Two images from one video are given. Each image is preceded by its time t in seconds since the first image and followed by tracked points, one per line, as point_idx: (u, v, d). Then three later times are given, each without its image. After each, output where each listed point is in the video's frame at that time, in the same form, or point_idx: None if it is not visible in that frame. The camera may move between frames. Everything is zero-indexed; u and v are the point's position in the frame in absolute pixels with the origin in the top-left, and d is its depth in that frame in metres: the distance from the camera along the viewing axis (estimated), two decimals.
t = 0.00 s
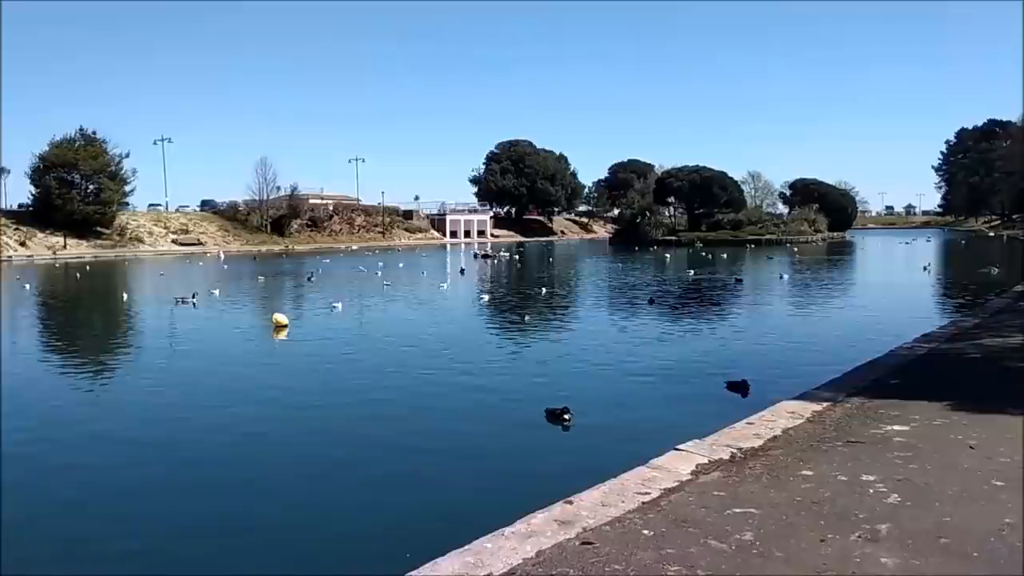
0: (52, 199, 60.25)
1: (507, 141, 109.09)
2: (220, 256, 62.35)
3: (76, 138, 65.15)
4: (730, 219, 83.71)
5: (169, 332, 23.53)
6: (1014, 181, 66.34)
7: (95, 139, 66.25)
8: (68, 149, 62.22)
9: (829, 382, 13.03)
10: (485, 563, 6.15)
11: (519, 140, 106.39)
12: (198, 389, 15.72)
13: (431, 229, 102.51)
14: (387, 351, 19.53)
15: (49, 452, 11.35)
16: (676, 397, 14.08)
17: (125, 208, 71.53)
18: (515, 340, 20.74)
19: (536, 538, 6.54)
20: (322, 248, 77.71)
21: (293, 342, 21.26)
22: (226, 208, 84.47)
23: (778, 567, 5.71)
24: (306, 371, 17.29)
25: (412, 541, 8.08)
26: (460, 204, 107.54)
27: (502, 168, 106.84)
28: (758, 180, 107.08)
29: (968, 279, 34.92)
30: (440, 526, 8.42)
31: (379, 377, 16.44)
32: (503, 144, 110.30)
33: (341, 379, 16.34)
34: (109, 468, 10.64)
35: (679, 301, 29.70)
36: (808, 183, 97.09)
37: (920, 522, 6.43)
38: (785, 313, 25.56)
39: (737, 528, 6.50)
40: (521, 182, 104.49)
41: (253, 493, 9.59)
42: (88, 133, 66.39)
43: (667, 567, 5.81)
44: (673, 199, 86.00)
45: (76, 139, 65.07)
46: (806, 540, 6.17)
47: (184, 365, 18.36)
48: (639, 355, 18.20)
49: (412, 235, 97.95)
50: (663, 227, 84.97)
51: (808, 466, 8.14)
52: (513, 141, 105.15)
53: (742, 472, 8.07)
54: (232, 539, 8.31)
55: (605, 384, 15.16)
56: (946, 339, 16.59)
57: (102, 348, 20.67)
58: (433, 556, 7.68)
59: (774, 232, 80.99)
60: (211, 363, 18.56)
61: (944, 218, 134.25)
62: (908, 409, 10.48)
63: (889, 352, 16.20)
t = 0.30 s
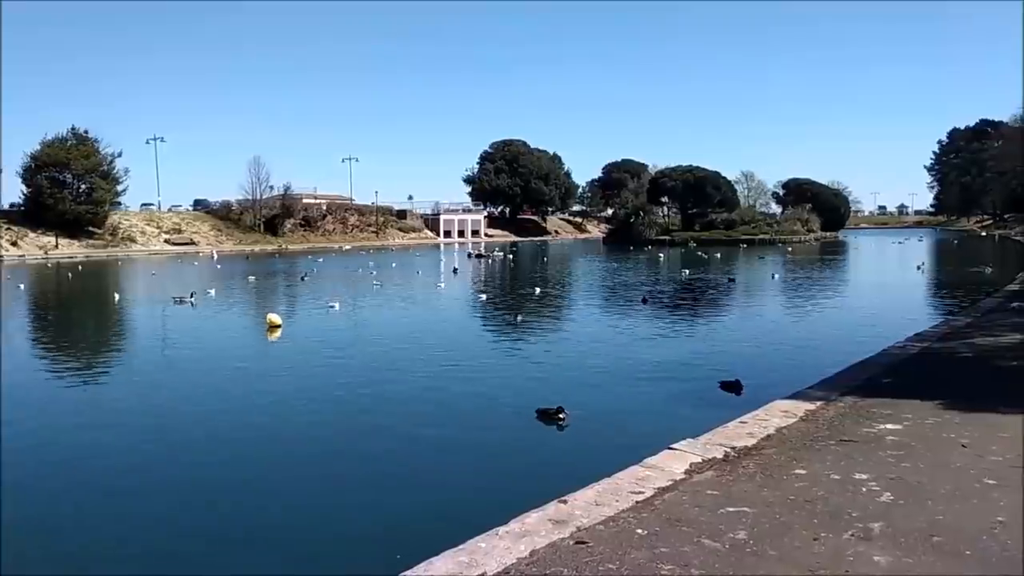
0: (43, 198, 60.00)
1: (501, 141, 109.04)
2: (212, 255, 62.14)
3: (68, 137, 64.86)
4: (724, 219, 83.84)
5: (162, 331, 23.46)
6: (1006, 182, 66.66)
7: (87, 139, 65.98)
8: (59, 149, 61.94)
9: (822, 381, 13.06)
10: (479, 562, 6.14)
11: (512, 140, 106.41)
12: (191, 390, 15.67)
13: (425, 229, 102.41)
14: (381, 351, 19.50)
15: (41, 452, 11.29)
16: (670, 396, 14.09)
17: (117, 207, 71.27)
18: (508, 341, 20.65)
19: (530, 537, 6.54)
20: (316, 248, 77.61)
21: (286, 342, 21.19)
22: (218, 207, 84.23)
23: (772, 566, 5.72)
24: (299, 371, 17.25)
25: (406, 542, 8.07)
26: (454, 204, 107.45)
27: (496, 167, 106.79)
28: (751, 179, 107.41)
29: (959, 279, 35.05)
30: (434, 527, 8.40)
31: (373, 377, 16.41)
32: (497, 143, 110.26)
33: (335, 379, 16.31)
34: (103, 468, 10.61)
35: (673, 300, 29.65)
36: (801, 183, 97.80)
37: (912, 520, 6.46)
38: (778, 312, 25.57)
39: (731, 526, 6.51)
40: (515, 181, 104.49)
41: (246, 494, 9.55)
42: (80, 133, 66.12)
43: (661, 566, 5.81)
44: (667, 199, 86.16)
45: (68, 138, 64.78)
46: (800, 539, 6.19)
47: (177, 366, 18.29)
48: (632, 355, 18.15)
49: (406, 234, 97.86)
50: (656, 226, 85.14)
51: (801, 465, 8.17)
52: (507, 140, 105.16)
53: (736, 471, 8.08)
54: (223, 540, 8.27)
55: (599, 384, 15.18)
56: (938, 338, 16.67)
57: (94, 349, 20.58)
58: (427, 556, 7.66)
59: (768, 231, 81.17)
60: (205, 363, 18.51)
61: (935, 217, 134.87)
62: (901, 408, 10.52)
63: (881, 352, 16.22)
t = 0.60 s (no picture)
0: (37, 198, 59.80)
1: (496, 141, 109.04)
2: (207, 255, 61.98)
3: (62, 136, 64.66)
4: (719, 219, 84.53)
5: (158, 332, 23.42)
6: (1001, 181, 66.98)
7: (81, 138, 65.78)
8: (53, 148, 61.76)
9: (817, 381, 13.08)
10: (474, 562, 6.14)
11: (508, 140, 106.40)
12: (186, 390, 15.63)
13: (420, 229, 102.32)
14: (375, 351, 19.47)
15: (35, 453, 11.25)
16: (666, 396, 14.10)
17: (112, 207, 71.09)
18: (504, 341, 20.59)
19: (525, 537, 6.54)
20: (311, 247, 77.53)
21: (282, 342, 21.16)
22: (213, 207, 84.07)
23: (767, 566, 5.72)
24: (294, 371, 17.22)
25: (401, 541, 8.05)
26: (449, 204, 107.37)
27: (491, 168, 106.73)
28: (746, 179, 107.60)
29: (953, 279, 35.10)
30: (429, 526, 8.39)
31: (369, 377, 16.38)
32: (492, 143, 110.22)
33: (331, 379, 16.30)
34: (97, 467, 10.58)
35: (667, 301, 29.61)
36: (797, 183, 98.27)
37: (906, 520, 6.47)
38: (772, 312, 25.56)
39: (726, 526, 6.52)
40: (511, 181, 104.46)
41: (242, 493, 9.55)
42: (75, 132, 65.93)
43: (656, 566, 5.82)
44: (662, 199, 86.19)
45: (62, 138, 64.57)
46: (795, 538, 6.19)
47: (172, 366, 18.25)
48: (626, 355, 18.12)
49: (402, 234, 97.77)
50: (651, 226, 85.23)
51: (796, 464, 8.18)
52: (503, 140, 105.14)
53: (731, 471, 8.10)
54: (217, 540, 8.25)
55: (595, 383, 15.20)
56: (931, 337, 16.76)
57: (89, 349, 20.53)
58: (423, 556, 7.66)
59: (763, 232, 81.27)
60: (199, 363, 18.47)
61: (929, 217, 135.35)
62: (895, 407, 10.54)
63: (876, 352, 16.24)
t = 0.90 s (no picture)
0: (31, 197, 59.58)
1: (492, 140, 108.98)
2: (202, 254, 61.79)
3: (56, 135, 64.41)
4: (714, 219, 84.46)
5: (152, 331, 23.34)
6: (995, 181, 67.27)
7: (75, 137, 65.55)
8: (47, 147, 61.53)
9: (813, 381, 13.09)
10: (469, 563, 6.13)
11: (504, 140, 106.38)
12: (181, 389, 15.58)
13: (415, 229, 102.20)
14: (370, 351, 19.43)
15: (28, 453, 11.19)
16: (661, 396, 14.12)
17: (106, 207, 70.87)
18: (500, 341, 20.53)
19: (521, 537, 6.53)
20: (306, 247, 77.39)
21: (276, 342, 21.12)
22: (208, 206, 83.86)
23: (761, 565, 5.72)
24: (289, 371, 17.20)
25: (396, 541, 8.04)
26: (445, 203, 107.26)
27: (487, 167, 106.67)
28: (741, 179, 107.78)
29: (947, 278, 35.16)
30: (426, 526, 8.39)
31: (364, 376, 16.36)
32: (488, 143, 110.16)
33: (327, 379, 16.27)
34: (92, 467, 10.55)
35: (663, 300, 29.52)
36: (791, 181, 98.21)
37: (901, 519, 6.48)
38: (767, 312, 25.52)
39: (721, 526, 6.53)
40: (506, 181, 104.39)
41: (238, 493, 9.52)
42: (69, 131, 65.68)
43: (652, 566, 5.81)
44: (657, 199, 86.26)
45: (56, 136, 64.31)
46: (790, 538, 6.19)
47: (166, 366, 18.19)
48: (621, 355, 18.05)
49: (397, 234, 97.66)
50: (647, 226, 85.31)
51: (791, 464, 8.18)
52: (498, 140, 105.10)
53: (725, 470, 8.11)
54: (211, 540, 8.22)
55: (591, 383, 15.23)
56: (926, 337, 16.81)
57: (83, 348, 20.46)
58: (419, 556, 7.65)
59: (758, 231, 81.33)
60: (194, 363, 18.42)
61: (924, 217, 135.80)
62: (890, 407, 10.57)
63: (871, 351, 16.29)
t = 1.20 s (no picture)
0: (24, 196, 59.29)
1: (486, 140, 108.87)
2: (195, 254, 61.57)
3: (49, 134, 64.08)
4: (708, 218, 84.93)
5: (146, 331, 23.26)
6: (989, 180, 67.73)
7: (68, 136, 65.22)
8: (40, 146, 61.20)
9: (806, 380, 13.12)
10: (464, 563, 6.12)
11: (498, 139, 106.33)
12: (174, 389, 15.54)
13: (410, 228, 102.07)
14: (363, 351, 19.40)
15: (20, 454, 11.13)
16: (655, 396, 14.13)
17: (99, 206, 70.59)
18: (493, 341, 20.51)
19: (515, 538, 6.52)
20: (300, 247, 77.21)
21: (270, 342, 21.07)
22: (202, 205, 83.59)
23: (755, 565, 5.73)
24: (283, 371, 17.15)
25: (392, 541, 8.02)
26: (439, 203, 107.16)
27: (481, 167, 106.58)
28: (735, 179, 108.02)
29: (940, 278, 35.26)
30: (421, 526, 8.38)
31: (359, 376, 16.38)
32: (482, 142, 110.08)
33: (323, 378, 16.27)
34: (88, 467, 10.54)
35: (657, 301, 29.46)
36: (785, 182, 99.14)
37: (895, 518, 6.50)
38: (760, 312, 25.50)
39: (714, 526, 6.54)
40: (501, 181, 104.33)
41: (232, 493, 9.50)
42: (61, 130, 65.37)
43: (646, 566, 5.81)
44: (652, 199, 86.33)
45: (49, 136, 63.97)
46: (784, 538, 6.20)
47: (161, 365, 18.16)
48: (614, 356, 18.00)
49: (391, 234, 97.54)
50: (641, 225, 85.40)
51: (785, 464, 8.19)
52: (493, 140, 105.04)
53: (719, 470, 8.11)
54: (204, 541, 8.19)
55: (585, 382, 15.27)
56: (917, 336, 16.91)
57: (77, 348, 20.37)
58: (413, 557, 7.64)
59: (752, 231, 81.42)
60: (189, 363, 18.40)
61: (917, 217, 136.44)
62: (883, 406, 10.59)
63: (864, 350, 16.33)
